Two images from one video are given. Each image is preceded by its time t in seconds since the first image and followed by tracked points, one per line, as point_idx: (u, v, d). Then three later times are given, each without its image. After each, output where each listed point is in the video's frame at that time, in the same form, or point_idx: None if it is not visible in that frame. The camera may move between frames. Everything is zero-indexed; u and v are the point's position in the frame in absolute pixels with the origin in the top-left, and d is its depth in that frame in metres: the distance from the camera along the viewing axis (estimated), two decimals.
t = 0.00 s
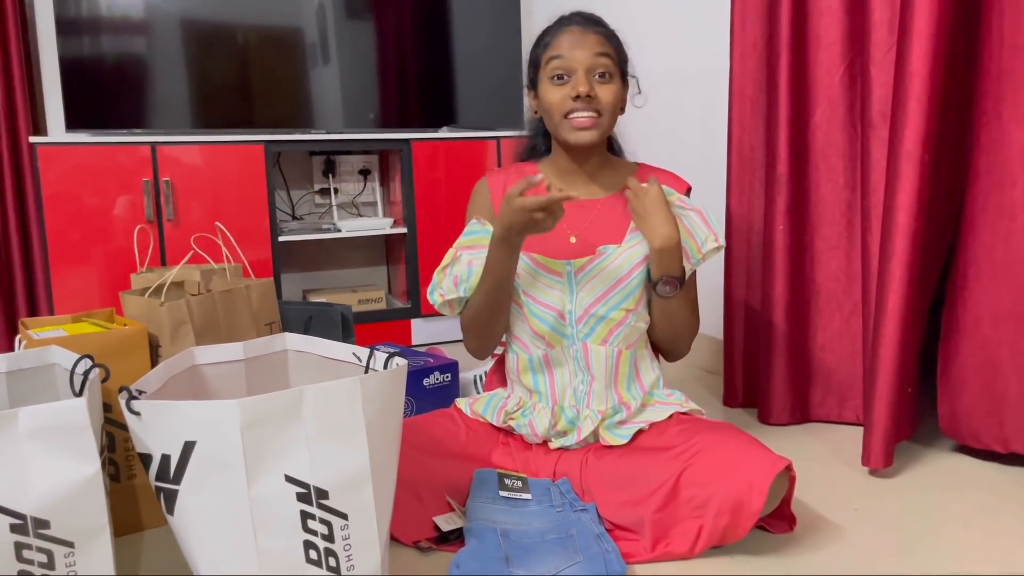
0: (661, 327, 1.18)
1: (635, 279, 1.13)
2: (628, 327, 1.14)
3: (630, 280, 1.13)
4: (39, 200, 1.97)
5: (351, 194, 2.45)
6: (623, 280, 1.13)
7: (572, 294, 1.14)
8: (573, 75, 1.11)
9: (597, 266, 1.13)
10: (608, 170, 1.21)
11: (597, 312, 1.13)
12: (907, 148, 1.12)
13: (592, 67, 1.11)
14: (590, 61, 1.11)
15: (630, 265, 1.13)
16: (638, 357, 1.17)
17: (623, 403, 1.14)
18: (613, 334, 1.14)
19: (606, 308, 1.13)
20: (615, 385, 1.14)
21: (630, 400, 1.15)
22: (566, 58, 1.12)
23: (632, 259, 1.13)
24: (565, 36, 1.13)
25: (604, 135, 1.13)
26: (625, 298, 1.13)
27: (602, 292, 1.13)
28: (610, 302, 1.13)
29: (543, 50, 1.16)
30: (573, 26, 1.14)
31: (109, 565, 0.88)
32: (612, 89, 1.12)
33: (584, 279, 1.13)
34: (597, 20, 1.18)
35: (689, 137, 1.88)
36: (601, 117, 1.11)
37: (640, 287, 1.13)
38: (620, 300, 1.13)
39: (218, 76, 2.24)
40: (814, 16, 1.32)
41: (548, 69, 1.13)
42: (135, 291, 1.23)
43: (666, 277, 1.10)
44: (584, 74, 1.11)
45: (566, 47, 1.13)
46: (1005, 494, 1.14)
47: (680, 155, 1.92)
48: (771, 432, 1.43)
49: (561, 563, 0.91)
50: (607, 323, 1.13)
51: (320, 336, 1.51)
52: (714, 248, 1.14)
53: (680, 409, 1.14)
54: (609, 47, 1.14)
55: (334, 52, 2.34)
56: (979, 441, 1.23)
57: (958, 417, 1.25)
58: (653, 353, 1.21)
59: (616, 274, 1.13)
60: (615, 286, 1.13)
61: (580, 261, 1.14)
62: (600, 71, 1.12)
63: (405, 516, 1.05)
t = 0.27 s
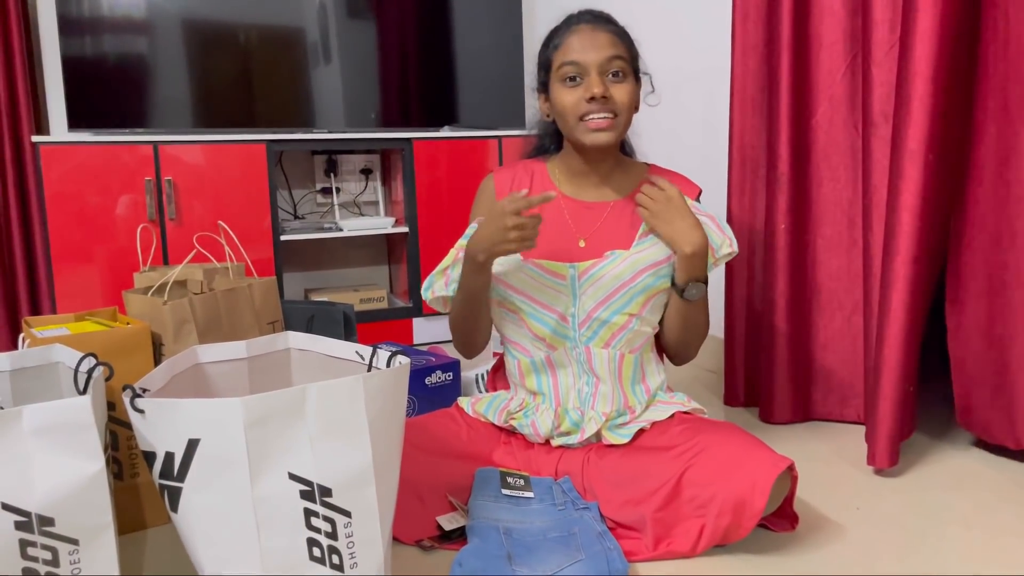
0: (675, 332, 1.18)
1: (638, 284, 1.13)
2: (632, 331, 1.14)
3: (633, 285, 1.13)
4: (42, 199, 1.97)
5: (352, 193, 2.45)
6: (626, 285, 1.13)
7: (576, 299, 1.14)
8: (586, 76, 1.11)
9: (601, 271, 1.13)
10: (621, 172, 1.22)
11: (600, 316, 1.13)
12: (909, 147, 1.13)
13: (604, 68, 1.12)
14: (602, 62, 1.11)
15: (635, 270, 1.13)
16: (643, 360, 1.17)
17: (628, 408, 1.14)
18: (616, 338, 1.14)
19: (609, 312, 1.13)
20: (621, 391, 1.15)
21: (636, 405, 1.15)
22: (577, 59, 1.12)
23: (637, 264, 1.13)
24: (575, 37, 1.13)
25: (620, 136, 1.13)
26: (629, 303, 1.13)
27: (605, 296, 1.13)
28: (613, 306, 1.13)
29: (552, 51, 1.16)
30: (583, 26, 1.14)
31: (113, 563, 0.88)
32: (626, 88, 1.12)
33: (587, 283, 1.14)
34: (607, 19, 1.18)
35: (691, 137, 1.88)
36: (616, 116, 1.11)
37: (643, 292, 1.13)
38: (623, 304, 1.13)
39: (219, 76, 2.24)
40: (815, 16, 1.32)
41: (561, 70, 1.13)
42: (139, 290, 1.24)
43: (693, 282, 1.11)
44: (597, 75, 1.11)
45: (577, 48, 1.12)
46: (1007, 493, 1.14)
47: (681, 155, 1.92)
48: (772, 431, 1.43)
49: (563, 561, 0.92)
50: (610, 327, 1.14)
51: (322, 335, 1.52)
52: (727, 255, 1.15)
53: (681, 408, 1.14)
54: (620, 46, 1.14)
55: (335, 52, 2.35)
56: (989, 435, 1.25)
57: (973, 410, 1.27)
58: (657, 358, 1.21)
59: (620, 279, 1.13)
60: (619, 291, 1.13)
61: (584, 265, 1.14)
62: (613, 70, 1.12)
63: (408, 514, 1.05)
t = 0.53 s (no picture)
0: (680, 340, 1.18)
1: (639, 292, 1.12)
2: (633, 339, 1.13)
3: (635, 291, 1.11)
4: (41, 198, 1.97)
5: (352, 193, 2.45)
6: (628, 292, 1.11)
7: (577, 305, 1.11)
8: (601, 84, 1.10)
9: (603, 277, 1.11)
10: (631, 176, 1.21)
11: (602, 323, 1.11)
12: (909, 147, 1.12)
13: (620, 75, 1.11)
14: (618, 69, 1.11)
15: (637, 276, 1.11)
16: (647, 367, 1.17)
17: (630, 414, 1.14)
18: (617, 345, 1.13)
19: (611, 319, 1.11)
20: (623, 397, 1.14)
21: (638, 411, 1.14)
22: (592, 64, 1.11)
23: (639, 271, 1.11)
24: (591, 39, 1.12)
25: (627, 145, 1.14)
26: (631, 310, 1.11)
27: (608, 303, 1.11)
28: (615, 313, 1.11)
29: (566, 51, 1.15)
30: (600, 28, 1.13)
31: (110, 564, 0.88)
32: (640, 97, 1.12)
33: (589, 289, 1.11)
34: (623, 19, 1.16)
35: (691, 136, 1.88)
36: (627, 126, 1.11)
37: (644, 299, 1.12)
38: (625, 311, 1.11)
39: (219, 76, 2.24)
40: (815, 15, 1.32)
41: (575, 73, 1.12)
42: (137, 291, 1.23)
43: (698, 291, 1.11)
44: (611, 83, 1.10)
45: (593, 52, 1.11)
46: (1007, 495, 1.13)
47: (681, 154, 1.91)
48: (772, 431, 1.43)
49: (562, 562, 0.91)
50: (612, 334, 1.12)
51: (321, 336, 1.51)
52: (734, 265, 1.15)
53: (679, 410, 1.14)
54: (637, 52, 1.13)
55: (335, 52, 2.34)
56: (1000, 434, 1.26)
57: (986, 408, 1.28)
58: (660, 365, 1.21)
59: (623, 285, 1.11)
60: (622, 297, 1.11)
61: (586, 270, 1.11)
62: (629, 78, 1.12)
63: (406, 516, 1.05)
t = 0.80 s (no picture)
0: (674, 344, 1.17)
1: (634, 295, 1.10)
2: (627, 341, 1.12)
3: (630, 295, 1.10)
4: (41, 198, 1.97)
5: (352, 193, 2.45)
6: (622, 295, 1.10)
7: (571, 305, 1.11)
8: (602, 84, 1.10)
9: (598, 278, 1.10)
10: (635, 174, 1.21)
11: (595, 324, 1.10)
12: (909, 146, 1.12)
13: (622, 75, 1.11)
14: (620, 71, 1.10)
15: (633, 279, 1.10)
16: (646, 368, 1.17)
17: (629, 413, 1.14)
18: (612, 346, 1.12)
19: (605, 321, 1.10)
20: (621, 397, 1.14)
21: (636, 410, 1.15)
22: (595, 64, 1.11)
23: (635, 274, 1.10)
24: (595, 38, 1.12)
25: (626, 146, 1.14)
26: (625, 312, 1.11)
27: (602, 304, 1.10)
28: (609, 315, 1.10)
29: (571, 49, 1.15)
30: (605, 27, 1.12)
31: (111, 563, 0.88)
32: (640, 98, 1.11)
33: (584, 290, 1.10)
34: (631, 17, 1.15)
35: (691, 135, 1.88)
36: (625, 129, 1.11)
37: (640, 303, 1.11)
38: (619, 313, 1.10)
39: (219, 75, 2.24)
40: (816, 14, 1.32)
41: (577, 72, 1.13)
42: (138, 290, 1.24)
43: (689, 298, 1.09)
44: (612, 84, 1.10)
45: (597, 52, 1.11)
46: (1007, 494, 1.14)
47: (682, 153, 1.91)
48: (772, 430, 1.43)
49: (562, 561, 0.91)
50: (606, 335, 1.11)
51: (322, 335, 1.52)
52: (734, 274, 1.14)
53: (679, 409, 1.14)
54: (641, 52, 1.12)
55: (335, 52, 2.34)
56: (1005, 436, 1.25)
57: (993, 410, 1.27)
58: (660, 367, 1.20)
59: (618, 288, 1.10)
60: (617, 299, 1.10)
61: (582, 271, 1.11)
62: (631, 79, 1.11)
63: (407, 515, 1.05)
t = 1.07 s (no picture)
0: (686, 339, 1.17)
1: (638, 291, 1.11)
2: (632, 338, 1.13)
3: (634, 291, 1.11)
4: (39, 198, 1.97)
5: (351, 193, 2.45)
6: (626, 291, 1.11)
7: (575, 303, 1.11)
8: (594, 87, 1.10)
9: (602, 276, 1.10)
10: (633, 170, 1.21)
11: (600, 322, 1.11)
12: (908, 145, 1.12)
13: (613, 78, 1.10)
14: (612, 74, 1.10)
15: (637, 276, 1.10)
16: (649, 367, 1.16)
17: (627, 413, 1.14)
18: (615, 344, 1.12)
19: (609, 318, 1.11)
20: (620, 397, 1.14)
21: (635, 409, 1.14)
22: (586, 67, 1.11)
23: (639, 271, 1.10)
24: (589, 40, 1.11)
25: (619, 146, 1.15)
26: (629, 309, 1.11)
27: (607, 301, 1.10)
28: (613, 312, 1.10)
29: (567, 49, 1.15)
30: (598, 28, 1.12)
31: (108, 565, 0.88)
32: (631, 101, 1.11)
33: (588, 288, 1.10)
34: (627, 16, 1.14)
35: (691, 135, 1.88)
36: (617, 131, 1.12)
37: (644, 300, 1.12)
38: (624, 310, 1.11)
39: (217, 75, 2.24)
40: (815, 14, 1.32)
41: (570, 73, 1.13)
42: (136, 290, 1.23)
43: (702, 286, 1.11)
44: (604, 87, 1.10)
45: (590, 54, 1.11)
46: (1007, 494, 1.13)
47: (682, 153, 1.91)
48: (770, 430, 1.43)
49: (561, 561, 0.91)
50: (609, 333, 1.11)
51: (320, 335, 1.51)
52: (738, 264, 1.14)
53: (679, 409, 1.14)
54: (635, 54, 1.11)
55: (334, 51, 2.34)
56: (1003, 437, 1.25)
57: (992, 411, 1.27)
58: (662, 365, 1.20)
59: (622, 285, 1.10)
60: (621, 296, 1.10)
61: (585, 269, 1.11)
62: (623, 81, 1.11)
63: (405, 515, 1.05)
